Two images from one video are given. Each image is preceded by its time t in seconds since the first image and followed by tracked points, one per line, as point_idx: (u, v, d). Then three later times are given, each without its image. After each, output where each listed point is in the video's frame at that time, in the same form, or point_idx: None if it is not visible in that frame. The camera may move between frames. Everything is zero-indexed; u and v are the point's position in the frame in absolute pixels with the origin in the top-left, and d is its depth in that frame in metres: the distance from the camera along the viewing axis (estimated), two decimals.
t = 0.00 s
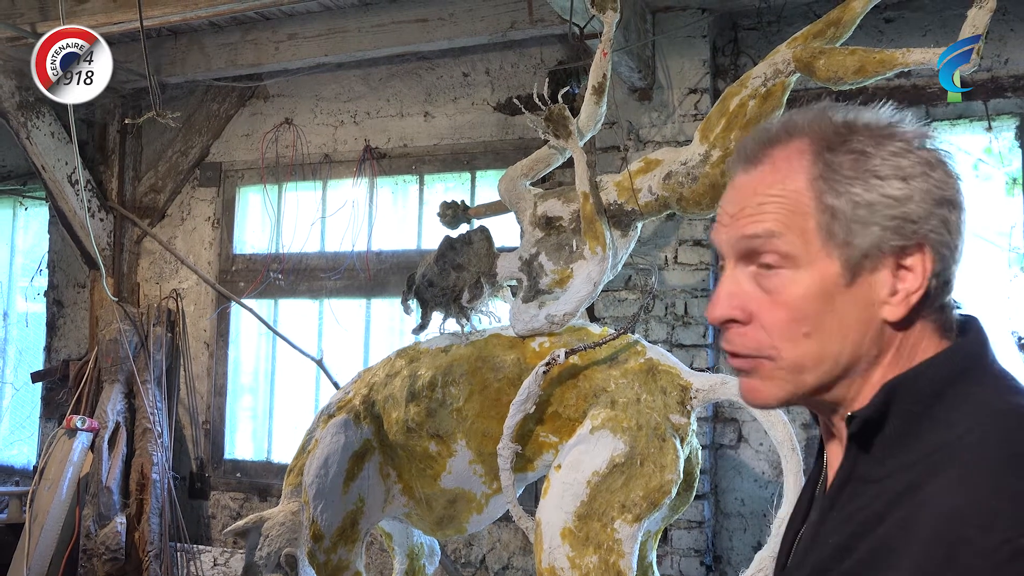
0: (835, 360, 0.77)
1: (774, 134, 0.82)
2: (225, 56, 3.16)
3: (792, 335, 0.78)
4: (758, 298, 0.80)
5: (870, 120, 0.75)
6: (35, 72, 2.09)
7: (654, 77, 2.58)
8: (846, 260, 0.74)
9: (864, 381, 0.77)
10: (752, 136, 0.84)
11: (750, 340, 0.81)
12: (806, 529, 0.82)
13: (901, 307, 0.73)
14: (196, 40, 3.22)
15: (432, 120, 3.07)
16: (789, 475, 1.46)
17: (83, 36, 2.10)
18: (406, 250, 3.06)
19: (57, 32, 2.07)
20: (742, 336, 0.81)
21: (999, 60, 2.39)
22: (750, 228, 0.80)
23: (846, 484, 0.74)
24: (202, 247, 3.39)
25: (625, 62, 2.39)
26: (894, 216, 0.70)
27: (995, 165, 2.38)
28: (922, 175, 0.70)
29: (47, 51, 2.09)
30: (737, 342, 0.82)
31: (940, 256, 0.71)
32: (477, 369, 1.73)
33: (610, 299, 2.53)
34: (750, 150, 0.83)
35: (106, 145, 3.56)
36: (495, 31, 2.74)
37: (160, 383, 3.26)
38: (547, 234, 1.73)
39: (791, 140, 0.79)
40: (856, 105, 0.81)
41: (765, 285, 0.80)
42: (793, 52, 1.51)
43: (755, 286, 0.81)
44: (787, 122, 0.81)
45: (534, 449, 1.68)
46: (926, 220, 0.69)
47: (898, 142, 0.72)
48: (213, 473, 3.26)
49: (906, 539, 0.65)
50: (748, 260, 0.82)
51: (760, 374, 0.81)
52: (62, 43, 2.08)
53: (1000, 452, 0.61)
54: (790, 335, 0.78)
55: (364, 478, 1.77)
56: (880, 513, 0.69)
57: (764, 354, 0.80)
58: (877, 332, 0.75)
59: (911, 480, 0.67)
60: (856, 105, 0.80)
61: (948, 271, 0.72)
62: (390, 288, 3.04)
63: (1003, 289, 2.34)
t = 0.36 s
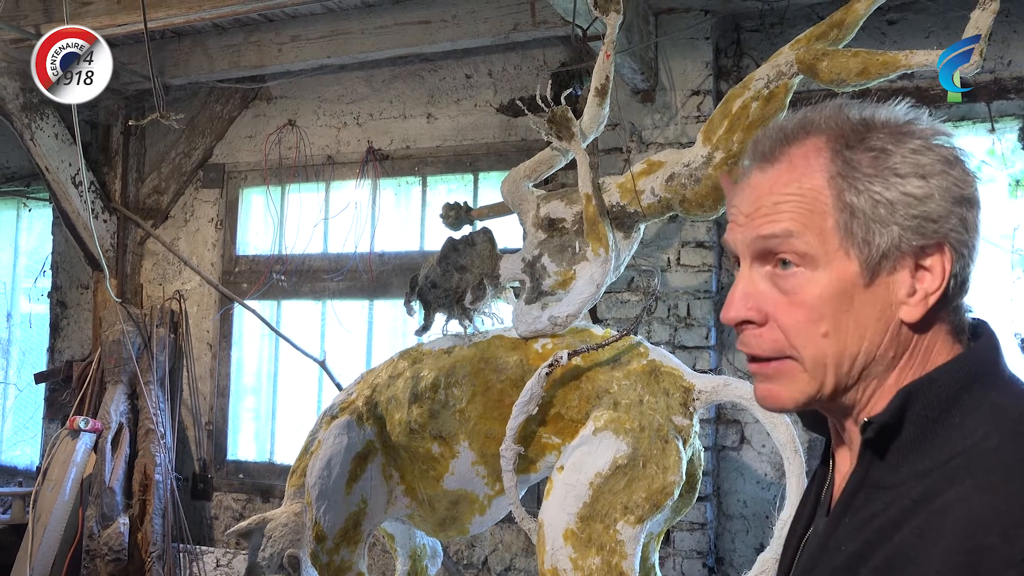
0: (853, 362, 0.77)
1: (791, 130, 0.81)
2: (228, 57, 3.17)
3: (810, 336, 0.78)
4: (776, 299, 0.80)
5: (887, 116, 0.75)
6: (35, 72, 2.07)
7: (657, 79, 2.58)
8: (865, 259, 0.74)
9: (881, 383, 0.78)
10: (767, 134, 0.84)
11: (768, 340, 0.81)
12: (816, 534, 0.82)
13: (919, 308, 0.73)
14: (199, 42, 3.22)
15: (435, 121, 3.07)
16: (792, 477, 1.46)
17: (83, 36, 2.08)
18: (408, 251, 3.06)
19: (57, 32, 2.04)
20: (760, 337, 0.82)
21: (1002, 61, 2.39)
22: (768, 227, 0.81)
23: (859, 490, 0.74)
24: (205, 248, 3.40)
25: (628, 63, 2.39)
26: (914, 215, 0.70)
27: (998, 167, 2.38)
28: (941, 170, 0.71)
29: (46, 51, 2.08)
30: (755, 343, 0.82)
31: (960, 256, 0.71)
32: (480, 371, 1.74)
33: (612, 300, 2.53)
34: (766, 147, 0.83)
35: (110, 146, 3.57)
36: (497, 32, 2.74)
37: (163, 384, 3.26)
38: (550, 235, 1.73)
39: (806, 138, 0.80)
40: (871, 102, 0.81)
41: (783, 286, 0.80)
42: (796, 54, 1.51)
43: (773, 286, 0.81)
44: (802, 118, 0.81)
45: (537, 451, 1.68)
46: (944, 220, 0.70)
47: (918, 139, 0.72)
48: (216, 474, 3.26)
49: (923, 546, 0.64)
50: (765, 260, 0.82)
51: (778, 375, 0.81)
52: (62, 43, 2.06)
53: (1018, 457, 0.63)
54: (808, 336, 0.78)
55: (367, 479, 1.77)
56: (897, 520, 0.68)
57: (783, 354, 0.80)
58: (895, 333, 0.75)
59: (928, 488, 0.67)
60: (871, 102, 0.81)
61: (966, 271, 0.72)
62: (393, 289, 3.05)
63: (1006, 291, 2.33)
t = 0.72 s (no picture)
0: (836, 368, 0.78)
1: (795, 131, 0.82)
2: (232, 58, 3.17)
3: (794, 340, 0.80)
4: (763, 301, 0.83)
5: (893, 121, 0.74)
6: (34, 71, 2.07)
7: (660, 80, 2.58)
8: (850, 271, 0.75)
9: (868, 389, 0.78)
10: (776, 131, 0.85)
11: (754, 340, 0.84)
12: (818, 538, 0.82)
13: (907, 320, 0.73)
14: (203, 43, 3.23)
15: (438, 122, 3.07)
16: (795, 480, 1.47)
17: (82, 36, 2.08)
18: (411, 252, 3.06)
19: (57, 32, 2.04)
20: (747, 335, 0.85)
21: (1005, 63, 2.39)
22: (759, 231, 0.82)
23: (859, 494, 0.74)
24: (208, 249, 3.40)
25: (631, 65, 2.39)
26: (903, 229, 0.70)
27: (1002, 169, 2.38)
28: (939, 182, 0.70)
29: (46, 51, 2.07)
30: (745, 341, 0.86)
31: (955, 268, 0.70)
32: (483, 372, 1.73)
33: (615, 301, 2.53)
34: (767, 149, 0.84)
35: (113, 147, 3.58)
36: (500, 34, 2.75)
37: (166, 385, 3.26)
38: (553, 237, 1.73)
39: (810, 139, 0.80)
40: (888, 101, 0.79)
41: (771, 289, 0.82)
42: (799, 56, 1.51)
43: (762, 288, 0.83)
44: (810, 119, 0.81)
45: (540, 452, 1.68)
46: (939, 233, 0.69)
47: (920, 147, 0.71)
48: (219, 474, 3.26)
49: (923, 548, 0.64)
50: (759, 261, 0.84)
51: (763, 374, 0.84)
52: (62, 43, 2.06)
53: (1016, 458, 0.63)
54: (791, 340, 0.80)
55: (370, 480, 1.77)
56: (896, 524, 0.68)
57: (768, 355, 0.83)
58: (882, 342, 0.76)
59: (928, 491, 0.67)
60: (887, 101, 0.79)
61: (966, 282, 0.71)
62: (395, 290, 3.05)
63: (1010, 293, 2.33)
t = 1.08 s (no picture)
0: (819, 372, 0.80)
1: (809, 132, 0.80)
2: (234, 60, 3.18)
3: (779, 340, 0.82)
4: (755, 298, 0.84)
5: (908, 136, 0.72)
6: (34, 71, 2.06)
7: (662, 81, 2.58)
8: (839, 284, 0.75)
9: (847, 393, 0.80)
10: (790, 128, 0.83)
11: (742, 333, 0.86)
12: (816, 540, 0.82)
13: (892, 337, 0.74)
14: (206, 45, 3.24)
15: (441, 124, 3.08)
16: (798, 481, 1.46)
17: (83, 36, 2.08)
18: (414, 254, 3.06)
19: (57, 31, 2.04)
20: (737, 328, 0.87)
21: (1009, 63, 2.39)
22: (758, 231, 0.83)
23: (847, 492, 0.75)
24: (212, 251, 3.41)
25: (633, 66, 2.39)
26: (899, 250, 0.70)
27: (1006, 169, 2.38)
28: (943, 206, 0.68)
29: (47, 51, 2.07)
30: (734, 332, 0.88)
31: (949, 291, 0.70)
32: (486, 373, 1.73)
33: (618, 302, 2.53)
34: (780, 146, 0.83)
35: (117, 150, 3.59)
36: (503, 35, 2.75)
37: (170, 387, 3.27)
38: (556, 238, 1.73)
39: (822, 143, 0.78)
40: (909, 108, 0.77)
41: (763, 288, 0.83)
42: (802, 56, 1.51)
43: (756, 286, 0.84)
44: (827, 123, 0.79)
45: (543, 453, 1.68)
46: (937, 256, 0.69)
47: (930, 168, 0.69)
48: (223, 476, 3.27)
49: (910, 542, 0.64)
50: (756, 258, 0.85)
51: (747, 365, 0.87)
52: (62, 43, 2.05)
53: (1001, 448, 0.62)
54: (776, 341, 0.82)
55: (373, 481, 1.78)
56: (884, 520, 0.68)
57: (753, 350, 0.85)
58: (866, 353, 0.77)
59: (914, 485, 0.66)
60: (909, 108, 0.77)
61: (960, 305, 0.71)
62: (398, 291, 3.05)
63: (1015, 293, 2.32)
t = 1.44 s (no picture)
0: (809, 366, 0.79)
1: (808, 129, 0.80)
2: (237, 63, 3.19)
3: (770, 333, 0.82)
4: (749, 290, 0.84)
5: (904, 134, 0.72)
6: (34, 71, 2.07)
7: (665, 81, 2.58)
8: (830, 277, 0.75)
9: (837, 389, 0.80)
10: (790, 124, 0.83)
11: (736, 325, 0.86)
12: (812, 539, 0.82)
13: (881, 333, 0.74)
14: (209, 48, 3.25)
15: (444, 125, 3.08)
16: (802, 480, 1.46)
17: (83, 36, 2.08)
18: (417, 256, 3.07)
19: (57, 31, 2.05)
20: (732, 320, 0.87)
21: (1012, 62, 2.38)
22: (753, 224, 0.83)
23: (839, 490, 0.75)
24: (215, 253, 3.41)
25: (636, 67, 2.39)
26: (888, 246, 0.70)
27: (1010, 168, 2.37)
28: (934, 204, 0.68)
29: (46, 50, 2.07)
30: (728, 323, 0.88)
31: (939, 289, 0.70)
32: (489, 374, 1.74)
33: (622, 303, 2.53)
34: (779, 142, 0.83)
35: (120, 153, 3.59)
36: (505, 36, 2.75)
37: (174, 389, 3.27)
38: (559, 239, 1.73)
39: (819, 139, 0.78)
40: (911, 108, 0.77)
41: (758, 280, 0.83)
42: (805, 56, 1.51)
43: (750, 278, 0.84)
44: (827, 119, 0.79)
45: (547, 454, 1.68)
46: (927, 253, 0.69)
47: (922, 166, 0.69)
48: (227, 478, 3.27)
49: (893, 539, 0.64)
50: (752, 250, 0.85)
51: (738, 357, 0.87)
52: (62, 43, 2.06)
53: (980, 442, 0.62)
54: (768, 333, 0.82)
55: (377, 482, 1.78)
56: (872, 517, 0.68)
57: (746, 341, 0.85)
58: (856, 349, 0.77)
59: (899, 481, 0.66)
60: (909, 108, 0.77)
61: (953, 303, 0.70)
62: (402, 293, 3.05)
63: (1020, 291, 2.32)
